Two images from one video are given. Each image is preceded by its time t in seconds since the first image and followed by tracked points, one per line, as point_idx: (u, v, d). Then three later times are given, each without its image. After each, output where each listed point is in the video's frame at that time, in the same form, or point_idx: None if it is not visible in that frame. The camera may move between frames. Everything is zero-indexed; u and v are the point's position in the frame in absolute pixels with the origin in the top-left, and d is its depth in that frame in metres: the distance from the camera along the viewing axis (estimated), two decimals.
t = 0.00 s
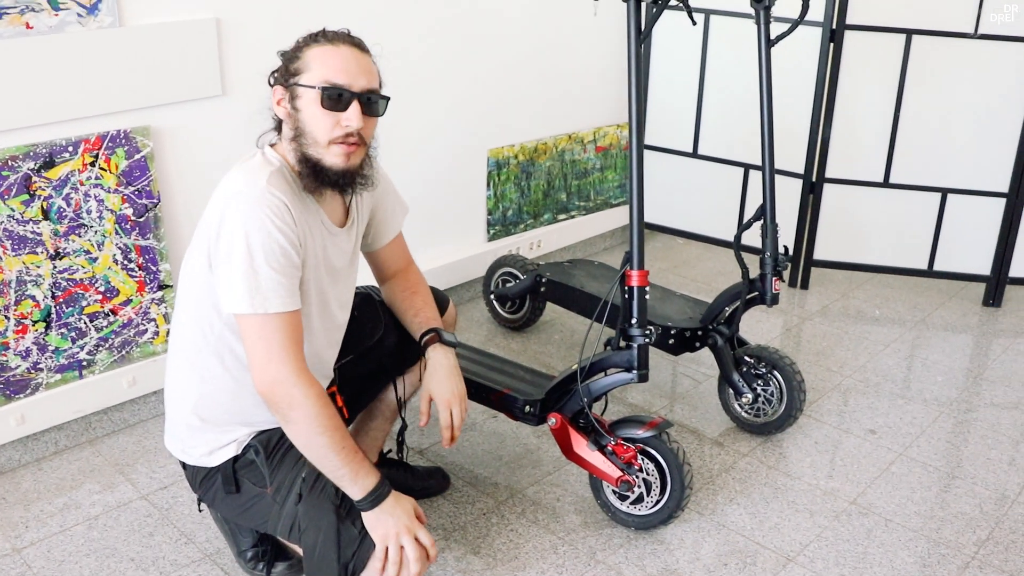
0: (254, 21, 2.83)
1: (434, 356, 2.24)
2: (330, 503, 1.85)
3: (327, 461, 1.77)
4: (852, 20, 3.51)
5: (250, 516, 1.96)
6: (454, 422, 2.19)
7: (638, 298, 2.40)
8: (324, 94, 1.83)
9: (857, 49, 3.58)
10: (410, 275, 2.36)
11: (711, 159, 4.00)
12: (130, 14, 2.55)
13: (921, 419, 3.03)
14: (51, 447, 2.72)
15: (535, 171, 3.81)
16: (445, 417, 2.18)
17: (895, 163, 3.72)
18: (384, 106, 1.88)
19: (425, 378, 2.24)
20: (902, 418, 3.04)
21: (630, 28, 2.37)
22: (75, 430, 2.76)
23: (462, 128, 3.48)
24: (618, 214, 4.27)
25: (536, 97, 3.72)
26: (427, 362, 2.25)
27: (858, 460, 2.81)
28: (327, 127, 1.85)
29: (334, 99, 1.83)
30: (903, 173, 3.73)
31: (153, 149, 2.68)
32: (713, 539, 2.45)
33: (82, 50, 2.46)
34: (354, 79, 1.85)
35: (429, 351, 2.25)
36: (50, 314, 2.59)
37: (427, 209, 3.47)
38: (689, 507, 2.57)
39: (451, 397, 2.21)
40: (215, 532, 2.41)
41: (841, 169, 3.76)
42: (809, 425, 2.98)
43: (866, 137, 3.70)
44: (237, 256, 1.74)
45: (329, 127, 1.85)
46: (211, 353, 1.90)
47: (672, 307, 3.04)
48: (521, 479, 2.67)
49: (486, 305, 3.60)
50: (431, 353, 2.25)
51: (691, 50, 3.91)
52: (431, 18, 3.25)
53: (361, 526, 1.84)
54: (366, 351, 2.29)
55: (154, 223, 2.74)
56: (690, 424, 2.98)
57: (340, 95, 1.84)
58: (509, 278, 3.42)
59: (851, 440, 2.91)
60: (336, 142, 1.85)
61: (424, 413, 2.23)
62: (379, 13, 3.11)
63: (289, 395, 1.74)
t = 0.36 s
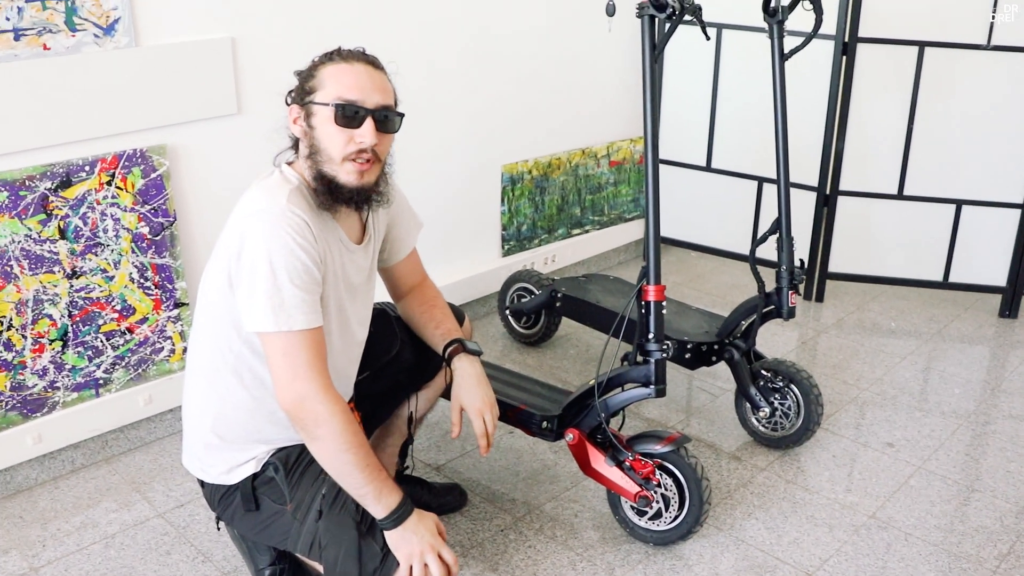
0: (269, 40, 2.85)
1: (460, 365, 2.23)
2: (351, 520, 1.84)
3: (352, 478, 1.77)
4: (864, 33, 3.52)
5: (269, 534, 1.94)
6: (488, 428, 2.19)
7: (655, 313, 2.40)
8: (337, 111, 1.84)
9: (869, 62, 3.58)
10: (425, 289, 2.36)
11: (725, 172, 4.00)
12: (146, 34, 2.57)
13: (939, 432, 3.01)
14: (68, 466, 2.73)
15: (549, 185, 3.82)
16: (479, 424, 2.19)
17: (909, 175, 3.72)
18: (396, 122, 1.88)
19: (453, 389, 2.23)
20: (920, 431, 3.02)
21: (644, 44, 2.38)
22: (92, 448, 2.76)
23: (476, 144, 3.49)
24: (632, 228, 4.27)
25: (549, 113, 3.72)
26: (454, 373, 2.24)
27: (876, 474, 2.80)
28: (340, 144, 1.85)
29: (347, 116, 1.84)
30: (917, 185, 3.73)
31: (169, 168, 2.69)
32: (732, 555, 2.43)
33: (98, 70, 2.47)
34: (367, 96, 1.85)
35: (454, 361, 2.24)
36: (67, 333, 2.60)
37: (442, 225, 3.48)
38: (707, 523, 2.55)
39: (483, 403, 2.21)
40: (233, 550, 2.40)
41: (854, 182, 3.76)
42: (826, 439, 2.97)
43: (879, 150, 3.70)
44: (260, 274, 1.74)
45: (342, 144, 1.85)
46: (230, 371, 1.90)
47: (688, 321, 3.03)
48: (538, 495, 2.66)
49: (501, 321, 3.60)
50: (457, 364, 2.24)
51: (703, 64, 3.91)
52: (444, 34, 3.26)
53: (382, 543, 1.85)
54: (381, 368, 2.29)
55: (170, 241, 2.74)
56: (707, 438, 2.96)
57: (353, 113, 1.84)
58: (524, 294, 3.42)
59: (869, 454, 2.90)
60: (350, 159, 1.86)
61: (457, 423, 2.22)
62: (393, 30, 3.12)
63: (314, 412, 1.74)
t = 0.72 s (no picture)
0: (284, 41, 2.85)
1: (474, 367, 2.23)
2: (367, 519, 1.84)
3: (368, 479, 1.77)
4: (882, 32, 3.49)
5: (285, 533, 1.94)
6: (498, 432, 2.18)
7: (671, 314, 2.39)
8: (353, 114, 1.84)
9: (887, 61, 3.56)
10: (440, 289, 2.35)
11: (740, 173, 3.98)
12: (162, 36, 2.57)
13: (957, 434, 2.99)
14: (84, 466, 2.73)
15: (564, 186, 3.81)
16: (489, 428, 2.17)
17: (927, 175, 3.69)
18: (413, 125, 1.88)
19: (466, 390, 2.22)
20: (938, 433, 2.99)
21: (660, 44, 2.37)
22: (108, 449, 2.77)
23: (490, 144, 3.48)
24: (647, 229, 4.25)
25: (563, 113, 3.71)
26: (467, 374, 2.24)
27: (894, 476, 2.77)
28: (357, 146, 1.85)
29: (363, 119, 1.84)
30: (935, 185, 3.70)
31: (184, 169, 2.70)
32: (748, 557, 2.42)
33: (115, 71, 2.48)
34: (383, 98, 1.85)
35: (467, 363, 2.24)
36: (83, 333, 2.61)
37: (456, 225, 3.47)
38: (723, 525, 2.54)
39: (493, 407, 2.20)
40: (247, 551, 2.40)
41: (871, 182, 3.73)
42: (843, 441, 2.94)
43: (897, 150, 3.67)
44: (275, 275, 1.74)
45: (358, 147, 1.85)
46: (245, 372, 1.90)
47: (703, 322, 3.02)
48: (553, 497, 2.66)
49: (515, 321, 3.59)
50: (470, 365, 2.24)
51: (719, 64, 3.90)
52: (459, 35, 3.26)
53: (398, 542, 1.84)
54: (395, 368, 2.28)
55: (185, 242, 2.75)
56: (723, 440, 2.95)
57: (369, 115, 1.84)
58: (539, 294, 3.42)
59: (886, 456, 2.87)
60: (364, 162, 1.86)
61: (468, 426, 2.21)
62: (408, 31, 3.12)
63: (330, 413, 1.74)
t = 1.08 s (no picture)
0: (290, 35, 2.85)
1: (468, 370, 2.22)
2: (374, 515, 1.85)
3: (379, 475, 1.77)
4: (889, 26, 3.48)
5: (292, 529, 1.95)
6: (487, 437, 2.16)
7: (677, 310, 2.38)
8: (365, 110, 1.83)
9: (895, 56, 3.54)
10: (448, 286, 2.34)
11: (747, 168, 3.97)
12: (168, 30, 2.57)
13: (964, 430, 2.98)
14: (91, 460, 2.74)
15: (570, 181, 3.80)
16: (479, 432, 2.16)
17: (935, 170, 3.68)
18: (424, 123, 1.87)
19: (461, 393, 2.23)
20: (945, 429, 2.99)
21: (667, 39, 2.36)
22: (115, 443, 2.78)
23: (497, 139, 3.48)
24: (653, 224, 4.25)
25: (570, 108, 3.71)
26: (462, 375, 2.23)
27: (900, 472, 2.77)
28: (368, 143, 1.85)
29: (375, 116, 1.83)
30: (942, 180, 3.69)
31: (191, 164, 2.70)
32: (754, 553, 2.42)
33: (121, 66, 2.48)
34: (396, 96, 1.85)
35: (464, 365, 2.23)
36: (90, 328, 2.61)
37: (462, 220, 3.47)
38: (729, 520, 2.54)
39: (483, 414, 2.18)
40: (254, 545, 2.41)
41: (878, 178, 3.72)
42: (849, 436, 2.94)
43: (904, 145, 3.66)
44: (286, 271, 1.74)
45: (369, 144, 1.85)
46: (253, 368, 1.90)
47: (709, 317, 3.02)
48: (560, 492, 2.66)
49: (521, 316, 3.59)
50: (465, 368, 2.23)
51: (726, 58, 3.88)
52: (465, 30, 3.25)
53: (405, 538, 1.85)
54: (402, 362, 2.29)
55: (192, 236, 2.75)
56: (729, 435, 2.95)
57: (381, 112, 1.84)
58: (544, 289, 3.41)
59: (893, 452, 2.87)
60: (374, 159, 1.85)
61: (463, 428, 2.22)
62: (414, 26, 3.12)
63: (342, 409, 1.74)
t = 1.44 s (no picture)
0: (292, 35, 2.85)
1: (472, 371, 2.22)
2: (373, 515, 1.85)
3: (379, 480, 1.77)
4: (891, 26, 3.48)
5: (292, 529, 1.95)
6: (494, 438, 2.17)
7: (679, 310, 2.38)
8: (377, 116, 1.84)
9: (896, 56, 3.54)
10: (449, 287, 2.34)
11: (748, 167, 3.97)
12: (169, 29, 2.57)
13: (965, 430, 2.98)
14: (92, 459, 2.74)
15: (571, 180, 3.80)
16: (484, 433, 2.17)
17: (936, 170, 3.68)
18: (433, 130, 1.88)
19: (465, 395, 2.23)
20: (945, 429, 2.99)
21: (669, 39, 2.36)
22: (116, 442, 2.78)
23: (498, 139, 3.48)
24: (654, 223, 4.25)
25: (571, 107, 3.71)
26: (466, 377, 2.24)
27: (901, 472, 2.77)
28: (378, 149, 1.85)
29: (386, 121, 1.84)
30: (943, 180, 3.69)
31: (192, 163, 2.70)
32: (755, 553, 2.42)
33: (123, 65, 2.48)
34: (406, 102, 1.85)
35: (466, 365, 2.23)
36: (92, 327, 2.61)
37: (463, 219, 3.47)
38: (729, 520, 2.54)
39: (489, 415, 2.19)
40: (255, 544, 2.41)
41: (879, 178, 3.72)
42: (850, 437, 2.94)
43: (905, 145, 3.66)
44: (289, 275, 1.74)
45: (380, 150, 1.85)
46: (253, 369, 1.90)
47: (710, 317, 3.02)
48: (560, 491, 2.66)
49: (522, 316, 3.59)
50: (469, 369, 2.23)
51: (727, 58, 3.88)
52: (467, 29, 3.25)
53: (404, 538, 1.85)
54: (402, 363, 2.29)
55: (193, 236, 2.75)
56: (730, 435, 2.95)
57: (392, 118, 1.84)
58: (545, 289, 3.41)
59: (893, 452, 2.87)
60: (385, 164, 1.86)
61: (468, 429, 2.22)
62: (416, 25, 3.12)
63: (343, 414, 1.74)
